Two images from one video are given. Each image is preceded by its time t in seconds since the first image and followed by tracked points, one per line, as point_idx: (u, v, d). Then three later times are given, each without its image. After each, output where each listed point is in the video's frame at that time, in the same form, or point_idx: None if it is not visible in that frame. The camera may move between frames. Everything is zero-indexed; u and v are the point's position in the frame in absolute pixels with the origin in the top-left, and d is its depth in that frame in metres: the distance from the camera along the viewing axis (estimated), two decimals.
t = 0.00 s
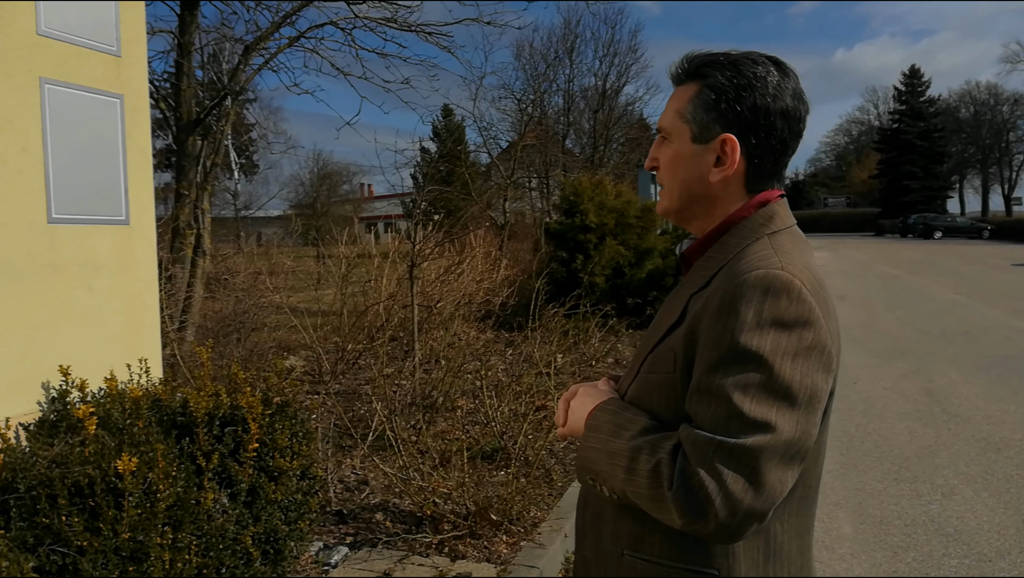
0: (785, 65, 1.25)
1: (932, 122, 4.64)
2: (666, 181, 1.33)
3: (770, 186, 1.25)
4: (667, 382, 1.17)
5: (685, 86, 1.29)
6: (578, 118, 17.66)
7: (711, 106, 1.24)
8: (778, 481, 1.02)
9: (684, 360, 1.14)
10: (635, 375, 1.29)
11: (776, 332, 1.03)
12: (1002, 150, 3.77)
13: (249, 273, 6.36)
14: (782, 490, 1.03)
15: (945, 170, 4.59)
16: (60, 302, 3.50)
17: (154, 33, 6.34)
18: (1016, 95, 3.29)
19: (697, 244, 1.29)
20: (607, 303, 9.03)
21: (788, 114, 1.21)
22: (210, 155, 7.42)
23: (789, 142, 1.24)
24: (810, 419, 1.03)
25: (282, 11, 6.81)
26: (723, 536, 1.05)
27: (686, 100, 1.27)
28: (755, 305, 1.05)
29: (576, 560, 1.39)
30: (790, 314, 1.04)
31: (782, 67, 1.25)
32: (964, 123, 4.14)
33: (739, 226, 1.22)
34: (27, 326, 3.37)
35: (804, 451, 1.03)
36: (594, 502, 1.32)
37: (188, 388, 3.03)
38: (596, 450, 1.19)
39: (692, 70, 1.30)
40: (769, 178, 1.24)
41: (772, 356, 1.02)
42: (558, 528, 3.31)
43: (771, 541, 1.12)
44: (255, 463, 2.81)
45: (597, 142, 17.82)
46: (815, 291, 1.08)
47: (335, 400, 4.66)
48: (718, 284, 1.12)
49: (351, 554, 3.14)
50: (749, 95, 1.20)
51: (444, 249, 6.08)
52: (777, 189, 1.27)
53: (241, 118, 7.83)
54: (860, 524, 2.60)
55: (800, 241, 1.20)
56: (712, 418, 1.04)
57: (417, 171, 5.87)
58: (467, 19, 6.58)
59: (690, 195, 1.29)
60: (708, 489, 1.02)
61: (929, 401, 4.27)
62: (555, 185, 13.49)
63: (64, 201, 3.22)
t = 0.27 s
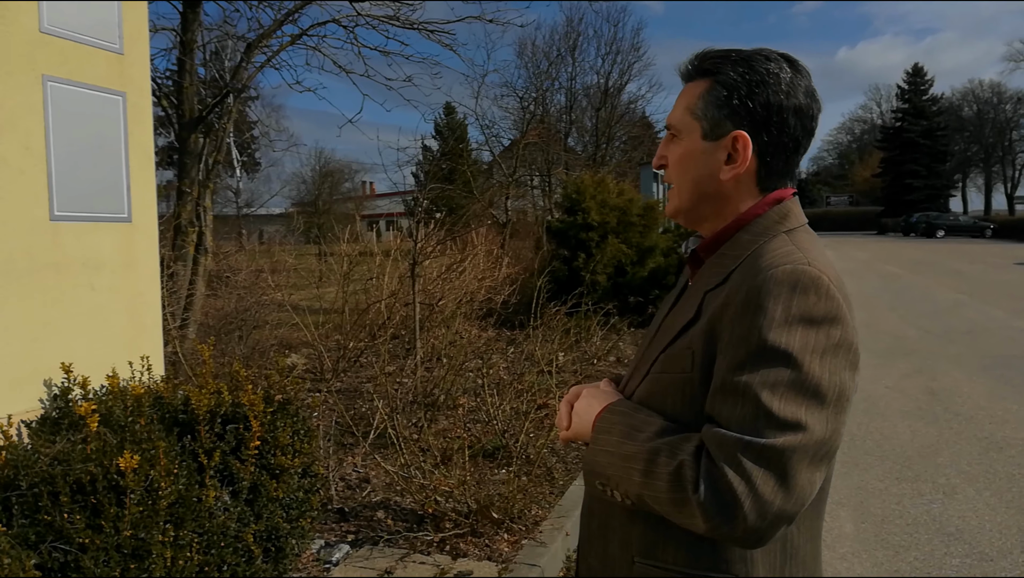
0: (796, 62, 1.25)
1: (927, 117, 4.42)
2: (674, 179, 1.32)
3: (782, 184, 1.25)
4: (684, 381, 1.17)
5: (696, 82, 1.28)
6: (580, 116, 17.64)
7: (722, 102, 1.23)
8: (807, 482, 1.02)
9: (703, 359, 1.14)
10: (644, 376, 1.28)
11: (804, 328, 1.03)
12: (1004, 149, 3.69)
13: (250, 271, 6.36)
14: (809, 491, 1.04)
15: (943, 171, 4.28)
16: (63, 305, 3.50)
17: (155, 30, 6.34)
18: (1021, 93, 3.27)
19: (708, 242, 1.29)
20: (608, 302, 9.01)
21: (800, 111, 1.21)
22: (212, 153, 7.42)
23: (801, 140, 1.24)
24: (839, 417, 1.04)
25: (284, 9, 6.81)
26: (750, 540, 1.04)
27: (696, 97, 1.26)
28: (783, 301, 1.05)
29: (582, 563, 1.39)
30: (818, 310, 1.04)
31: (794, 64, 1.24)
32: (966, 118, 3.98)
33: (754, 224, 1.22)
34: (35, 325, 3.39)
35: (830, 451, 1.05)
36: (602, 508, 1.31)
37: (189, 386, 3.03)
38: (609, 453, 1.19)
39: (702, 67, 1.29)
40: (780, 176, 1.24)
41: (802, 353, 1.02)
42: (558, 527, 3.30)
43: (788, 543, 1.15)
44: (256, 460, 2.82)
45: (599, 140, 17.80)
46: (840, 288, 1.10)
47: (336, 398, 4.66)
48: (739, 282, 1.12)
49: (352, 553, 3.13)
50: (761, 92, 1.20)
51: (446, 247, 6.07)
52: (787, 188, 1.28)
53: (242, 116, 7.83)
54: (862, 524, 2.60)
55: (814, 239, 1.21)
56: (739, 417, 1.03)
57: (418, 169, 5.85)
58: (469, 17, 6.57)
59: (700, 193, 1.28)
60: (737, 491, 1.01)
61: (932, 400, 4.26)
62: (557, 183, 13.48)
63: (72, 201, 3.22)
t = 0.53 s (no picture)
0: (801, 64, 1.25)
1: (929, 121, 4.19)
2: (678, 183, 1.33)
3: (789, 188, 1.26)
4: (693, 390, 1.17)
5: (700, 86, 1.28)
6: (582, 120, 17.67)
7: (728, 107, 1.23)
8: (820, 496, 1.03)
9: (712, 367, 1.15)
10: (649, 384, 1.29)
11: (816, 340, 1.04)
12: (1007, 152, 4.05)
13: (253, 275, 6.38)
14: (822, 504, 1.05)
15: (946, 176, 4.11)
16: (69, 312, 3.50)
17: (159, 35, 6.38)
18: None
19: (716, 246, 1.30)
20: (611, 306, 9.01)
21: (807, 114, 1.21)
22: (215, 158, 7.45)
23: (808, 143, 1.24)
24: (852, 430, 1.05)
25: (288, 14, 6.84)
26: (762, 554, 1.05)
27: (700, 101, 1.27)
28: (795, 312, 1.05)
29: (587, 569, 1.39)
30: (829, 320, 1.05)
31: (799, 66, 1.25)
32: (968, 123, 4.08)
33: (760, 229, 1.22)
34: (43, 326, 3.40)
35: (843, 463, 1.05)
36: (607, 516, 1.31)
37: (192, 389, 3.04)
38: (617, 464, 1.18)
39: (706, 70, 1.29)
40: (786, 180, 1.24)
41: (814, 365, 1.03)
42: (561, 530, 3.30)
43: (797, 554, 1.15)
44: (259, 464, 2.82)
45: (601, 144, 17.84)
46: (848, 296, 1.10)
47: (338, 401, 4.68)
48: (748, 291, 1.12)
49: (355, 556, 3.13)
50: (767, 96, 1.20)
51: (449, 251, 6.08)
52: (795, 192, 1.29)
53: (246, 121, 7.86)
54: (865, 527, 2.60)
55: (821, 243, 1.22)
56: (751, 431, 1.04)
57: (420, 173, 5.87)
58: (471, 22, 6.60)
59: (705, 198, 1.29)
60: (750, 506, 1.01)
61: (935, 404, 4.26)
62: (559, 187, 13.51)
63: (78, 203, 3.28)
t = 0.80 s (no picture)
0: (813, 72, 1.25)
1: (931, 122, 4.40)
2: (677, 180, 1.33)
3: (787, 196, 1.26)
4: (680, 395, 1.17)
5: (710, 84, 1.28)
6: (583, 122, 17.67)
7: (735, 108, 1.23)
8: (795, 504, 1.03)
9: (698, 374, 1.15)
10: (641, 387, 1.29)
11: (796, 350, 1.04)
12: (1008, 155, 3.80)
13: (254, 277, 6.39)
14: (798, 512, 1.05)
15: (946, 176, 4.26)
16: (69, 312, 3.52)
17: (161, 38, 6.39)
18: None
19: (709, 249, 1.30)
20: (612, 308, 8.99)
21: (811, 125, 1.22)
22: (216, 160, 7.45)
23: (810, 154, 1.25)
24: (830, 439, 1.05)
25: (288, 16, 6.86)
26: (738, 558, 1.06)
27: (707, 99, 1.27)
28: (775, 323, 1.05)
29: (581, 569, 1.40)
30: (811, 331, 1.04)
31: (810, 74, 1.25)
32: (969, 124, 4.00)
33: (755, 234, 1.23)
34: (47, 327, 3.43)
35: (821, 472, 1.05)
36: (602, 514, 1.32)
37: (193, 391, 3.04)
38: (606, 465, 1.19)
39: (717, 68, 1.28)
40: (785, 188, 1.25)
41: (793, 376, 1.03)
42: (562, 531, 3.28)
43: (785, 556, 1.16)
44: (260, 466, 2.83)
45: (602, 146, 17.85)
46: (835, 306, 1.10)
47: (340, 403, 4.68)
48: (736, 298, 1.12)
49: (356, 558, 3.14)
50: (775, 102, 1.20)
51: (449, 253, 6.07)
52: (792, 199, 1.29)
53: (247, 123, 7.87)
54: (866, 529, 2.60)
55: (813, 253, 1.23)
56: (729, 438, 1.04)
57: (421, 175, 5.86)
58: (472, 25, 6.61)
59: (702, 198, 1.29)
60: (725, 513, 1.02)
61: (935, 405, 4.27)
62: (560, 189, 13.51)
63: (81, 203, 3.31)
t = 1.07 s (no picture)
0: (811, 73, 1.25)
1: (933, 121, 4.18)
2: (677, 181, 1.33)
3: (784, 197, 1.26)
4: (670, 395, 1.18)
5: (709, 85, 1.28)
6: (585, 122, 17.67)
7: (735, 109, 1.23)
8: (774, 505, 1.03)
9: (687, 375, 1.15)
10: (637, 383, 1.29)
11: (779, 355, 1.03)
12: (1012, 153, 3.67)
13: (256, 278, 6.40)
14: (778, 514, 1.04)
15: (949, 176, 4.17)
16: (69, 311, 3.53)
17: (162, 39, 6.40)
18: None
19: (708, 249, 1.30)
20: (614, 308, 8.98)
21: (810, 125, 1.22)
22: (218, 161, 7.46)
23: (809, 155, 1.25)
24: (811, 443, 1.04)
25: (289, 17, 6.87)
26: (716, 555, 1.06)
27: (707, 100, 1.26)
28: (760, 326, 1.05)
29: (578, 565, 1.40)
30: (794, 337, 1.04)
31: (808, 74, 1.25)
32: (971, 124, 3.76)
33: (751, 235, 1.23)
34: (51, 329, 3.48)
35: (803, 474, 1.04)
36: (598, 510, 1.32)
37: (196, 392, 3.05)
38: (597, 460, 1.19)
39: (717, 69, 1.28)
40: (783, 189, 1.25)
41: (775, 380, 1.02)
42: (564, 533, 3.29)
43: (771, 552, 1.13)
44: (263, 467, 2.82)
45: (604, 146, 17.83)
46: (822, 310, 1.09)
47: (342, 404, 4.69)
48: (726, 301, 1.12)
49: (358, 559, 3.14)
50: (774, 103, 1.20)
51: (451, 253, 6.08)
52: (791, 199, 1.29)
53: (249, 124, 7.89)
54: (868, 529, 2.60)
55: (810, 252, 1.22)
56: (711, 439, 1.05)
57: (423, 176, 5.86)
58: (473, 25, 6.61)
59: (702, 199, 1.29)
60: (703, 511, 1.03)
61: (937, 404, 4.27)
62: (561, 190, 13.50)
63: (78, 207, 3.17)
